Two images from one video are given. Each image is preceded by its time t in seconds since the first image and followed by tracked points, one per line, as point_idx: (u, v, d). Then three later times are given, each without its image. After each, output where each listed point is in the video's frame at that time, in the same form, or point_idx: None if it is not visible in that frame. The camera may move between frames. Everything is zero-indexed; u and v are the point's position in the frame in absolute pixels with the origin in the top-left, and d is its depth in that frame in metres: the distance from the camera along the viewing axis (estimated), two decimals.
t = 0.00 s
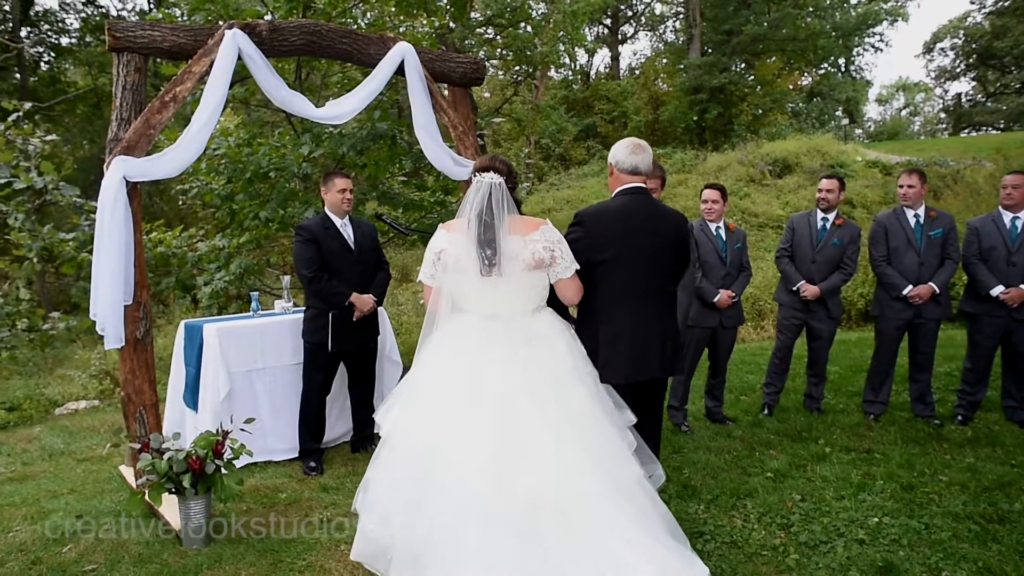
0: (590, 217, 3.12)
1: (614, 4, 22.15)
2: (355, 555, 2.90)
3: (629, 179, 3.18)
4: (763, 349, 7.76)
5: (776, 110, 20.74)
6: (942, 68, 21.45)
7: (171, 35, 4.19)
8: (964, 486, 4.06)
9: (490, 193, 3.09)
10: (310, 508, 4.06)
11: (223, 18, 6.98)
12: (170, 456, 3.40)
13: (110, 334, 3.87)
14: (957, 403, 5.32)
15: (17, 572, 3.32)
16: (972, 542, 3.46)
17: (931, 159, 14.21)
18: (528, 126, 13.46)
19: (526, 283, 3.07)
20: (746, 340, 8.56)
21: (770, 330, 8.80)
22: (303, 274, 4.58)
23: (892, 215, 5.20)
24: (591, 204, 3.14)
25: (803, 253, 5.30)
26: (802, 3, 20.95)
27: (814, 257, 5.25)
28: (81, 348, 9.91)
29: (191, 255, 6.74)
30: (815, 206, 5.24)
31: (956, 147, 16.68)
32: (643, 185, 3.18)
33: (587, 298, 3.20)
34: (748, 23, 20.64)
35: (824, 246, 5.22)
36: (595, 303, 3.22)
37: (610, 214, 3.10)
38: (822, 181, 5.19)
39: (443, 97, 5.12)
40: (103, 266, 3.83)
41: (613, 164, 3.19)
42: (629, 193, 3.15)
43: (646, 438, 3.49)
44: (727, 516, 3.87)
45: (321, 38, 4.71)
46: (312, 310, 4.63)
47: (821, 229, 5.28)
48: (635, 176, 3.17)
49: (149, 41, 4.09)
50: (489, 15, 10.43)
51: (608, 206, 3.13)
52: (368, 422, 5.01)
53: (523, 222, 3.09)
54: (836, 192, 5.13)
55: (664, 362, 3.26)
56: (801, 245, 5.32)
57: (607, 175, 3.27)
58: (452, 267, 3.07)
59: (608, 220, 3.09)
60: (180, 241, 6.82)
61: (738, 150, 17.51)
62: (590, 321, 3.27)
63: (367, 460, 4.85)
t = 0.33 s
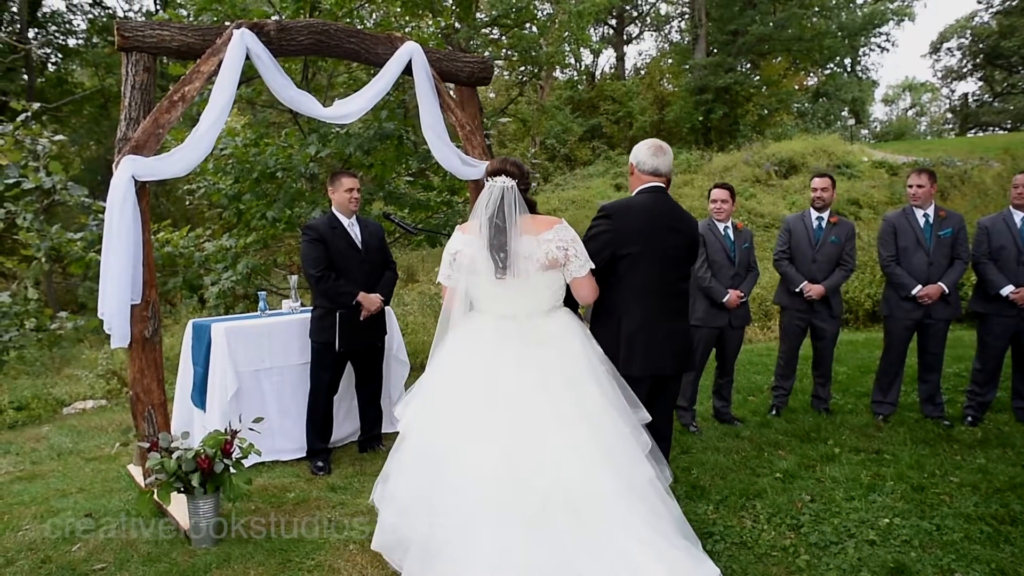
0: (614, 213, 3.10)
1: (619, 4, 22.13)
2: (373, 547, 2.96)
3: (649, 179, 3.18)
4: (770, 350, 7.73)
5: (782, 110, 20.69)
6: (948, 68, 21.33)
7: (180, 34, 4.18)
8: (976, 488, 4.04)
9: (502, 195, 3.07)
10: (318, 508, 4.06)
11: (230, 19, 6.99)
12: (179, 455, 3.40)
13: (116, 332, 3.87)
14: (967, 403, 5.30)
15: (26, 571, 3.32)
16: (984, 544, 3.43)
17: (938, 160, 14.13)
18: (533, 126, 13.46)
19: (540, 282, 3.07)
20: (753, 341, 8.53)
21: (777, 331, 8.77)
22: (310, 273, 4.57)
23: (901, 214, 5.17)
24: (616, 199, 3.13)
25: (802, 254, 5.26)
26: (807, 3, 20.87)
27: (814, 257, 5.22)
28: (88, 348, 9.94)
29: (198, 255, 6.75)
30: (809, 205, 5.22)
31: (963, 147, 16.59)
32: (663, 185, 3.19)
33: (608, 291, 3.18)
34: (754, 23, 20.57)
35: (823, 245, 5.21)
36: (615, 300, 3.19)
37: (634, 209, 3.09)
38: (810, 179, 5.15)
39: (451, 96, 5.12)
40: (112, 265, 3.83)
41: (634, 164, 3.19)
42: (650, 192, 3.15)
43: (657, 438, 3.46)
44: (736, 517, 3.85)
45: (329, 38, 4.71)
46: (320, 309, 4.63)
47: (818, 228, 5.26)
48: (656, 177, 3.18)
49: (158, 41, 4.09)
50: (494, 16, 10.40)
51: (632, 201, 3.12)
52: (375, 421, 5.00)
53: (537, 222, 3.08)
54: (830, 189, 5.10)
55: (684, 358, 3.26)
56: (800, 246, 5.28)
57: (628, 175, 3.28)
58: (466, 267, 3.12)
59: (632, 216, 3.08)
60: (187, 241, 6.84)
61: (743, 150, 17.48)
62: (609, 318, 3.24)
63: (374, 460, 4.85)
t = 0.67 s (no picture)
0: (627, 208, 3.08)
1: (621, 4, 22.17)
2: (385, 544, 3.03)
3: (660, 178, 3.17)
4: (774, 350, 7.72)
5: (784, 110, 20.68)
6: (950, 69, 21.31)
7: (186, 33, 4.17)
8: (983, 487, 4.03)
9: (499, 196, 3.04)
10: (325, 507, 4.06)
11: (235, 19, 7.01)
12: (185, 455, 3.39)
13: (120, 331, 3.85)
14: (973, 404, 5.29)
15: (33, 570, 3.32)
16: (993, 544, 3.42)
17: (941, 160, 14.12)
18: (535, 126, 13.48)
19: (535, 285, 3.03)
20: (757, 341, 8.52)
21: (780, 331, 8.77)
22: (315, 272, 4.57)
23: (907, 214, 5.16)
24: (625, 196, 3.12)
25: (810, 254, 5.24)
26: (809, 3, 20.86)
27: (823, 256, 5.22)
28: (91, 348, 9.96)
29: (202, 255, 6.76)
30: (816, 206, 5.20)
31: (965, 147, 16.58)
32: (673, 184, 3.19)
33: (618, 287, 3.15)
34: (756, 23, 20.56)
35: (830, 245, 5.20)
36: (627, 297, 3.17)
37: (647, 205, 3.08)
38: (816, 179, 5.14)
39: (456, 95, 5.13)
40: (117, 263, 3.82)
41: (644, 161, 3.18)
42: (660, 190, 3.14)
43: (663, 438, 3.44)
44: (743, 517, 3.85)
45: (334, 37, 4.70)
46: (325, 308, 4.62)
47: (823, 228, 5.25)
48: (666, 175, 3.18)
49: (165, 40, 4.08)
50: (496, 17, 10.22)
51: (643, 198, 3.11)
52: (380, 420, 5.00)
53: (535, 224, 3.04)
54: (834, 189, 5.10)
55: (692, 356, 3.25)
56: (808, 246, 5.25)
57: (636, 173, 3.25)
58: (466, 267, 3.15)
59: (645, 212, 3.07)
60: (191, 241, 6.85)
61: (746, 150, 17.49)
62: (619, 317, 3.21)
63: (380, 459, 4.84)
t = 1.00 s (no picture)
0: (654, 204, 3.03)
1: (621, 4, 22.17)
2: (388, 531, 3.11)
3: (671, 176, 3.19)
4: (777, 349, 7.72)
5: (784, 109, 20.69)
6: (950, 68, 21.30)
7: (192, 31, 4.15)
8: (990, 486, 4.02)
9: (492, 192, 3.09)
10: (330, 506, 4.05)
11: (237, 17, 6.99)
12: (192, 453, 3.37)
13: (125, 329, 3.85)
14: (977, 403, 5.28)
15: (39, 568, 3.30)
16: (1003, 543, 3.42)
17: (942, 160, 14.13)
18: (536, 126, 13.48)
19: (523, 280, 3.06)
20: (760, 340, 8.51)
21: (783, 330, 8.76)
22: (320, 270, 4.55)
23: (912, 212, 5.15)
24: (645, 193, 3.08)
25: (819, 252, 5.23)
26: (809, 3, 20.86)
27: (831, 255, 5.20)
28: (91, 347, 9.92)
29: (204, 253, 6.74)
30: (826, 204, 5.19)
31: (965, 147, 16.60)
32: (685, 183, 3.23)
33: (642, 286, 3.10)
34: (756, 23, 20.58)
35: (839, 243, 5.19)
36: (649, 297, 3.12)
37: (672, 202, 3.06)
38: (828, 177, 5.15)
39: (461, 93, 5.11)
40: (123, 262, 3.82)
41: (660, 158, 3.17)
42: (674, 186, 3.15)
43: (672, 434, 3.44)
44: (751, 515, 3.84)
45: (338, 34, 4.68)
46: (329, 306, 4.61)
47: (833, 226, 5.24)
48: (676, 173, 3.21)
49: (170, 37, 4.06)
50: (496, 16, 10.16)
51: (664, 195, 3.08)
52: (385, 419, 4.98)
53: (525, 219, 3.08)
54: (845, 188, 5.10)
55: (707, 352, 3.29)
56: (817, 245, 5.25)
57: (645, 170, 3.21)
58: (463, 261, 3.25)
59: (669, 209, 3.04)
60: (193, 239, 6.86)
61: (746, 149, 17.49)
62: (639, 316, 3.15)
63: (385, 458, 4.83)
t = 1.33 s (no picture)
0: (675, 196, 3.01)
1: None
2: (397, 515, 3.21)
3: (680, 170, 3.17)
4: (778, 344, 7.72)
5: (781, 105, 20.69)
6: (948, 64, 21.34)
7: (196, 24, 4.12)
8: (995, 480, 4.03)
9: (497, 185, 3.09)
10: (336, 501, 4.03)
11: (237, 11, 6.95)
12: (199, 447, 3.36)
13: (132, 323, 3.83)
14: (980, 397, 5.30)
15: (46, 564, 3.28)
16: (1010, 536, 3.42)
17: (940, 155, 14.17)
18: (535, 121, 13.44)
19: (522, 274, 3.03)
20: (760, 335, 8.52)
21: (783, 326, 8.77)
22: (326, 264, 4.53)
23: (916, 208, 5.15)
24: (662, 186, 3.06)
25: (819, 247, 5.24)
26: None
27: (830, 249, 5.21)
28: (89, 343, 9.86)
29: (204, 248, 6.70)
30: (823, 197, 5.20)
31: (963, 143, 16.64)
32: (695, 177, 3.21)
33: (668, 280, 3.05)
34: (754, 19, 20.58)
35: (838, 238, 5.20)
36: (672, 289, 3.09)
37: (688, 194, 3.06)
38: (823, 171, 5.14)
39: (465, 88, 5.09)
40: (128, 257, 3.79)
41: (671, 151, 3.15)
42: (686, 180, 3.14)
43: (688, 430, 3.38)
44: (758, 509, 3.84)
45: (344, 28, 4.66)
46: (335, 301, 4.61)
47: (832, 221, 5.25)
48: (685, 167, 3.19)
49: (175, 30, 4.04)
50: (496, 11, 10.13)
51: (681, 187, 3.07)
52: (389, 414, 4.98)
53: (528, 213, 3.06)
54: (839, 182, 5.10)
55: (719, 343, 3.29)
56: (816, 239, 5.25)
57: (655, 164, 3.20)
58: (469, 253, 3.25)
59: (687, 201, 3.04)
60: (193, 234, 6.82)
61: (744, 145, 17.48)
62: (660, 310, 3.10)
63: (389, 453, 4.82)
